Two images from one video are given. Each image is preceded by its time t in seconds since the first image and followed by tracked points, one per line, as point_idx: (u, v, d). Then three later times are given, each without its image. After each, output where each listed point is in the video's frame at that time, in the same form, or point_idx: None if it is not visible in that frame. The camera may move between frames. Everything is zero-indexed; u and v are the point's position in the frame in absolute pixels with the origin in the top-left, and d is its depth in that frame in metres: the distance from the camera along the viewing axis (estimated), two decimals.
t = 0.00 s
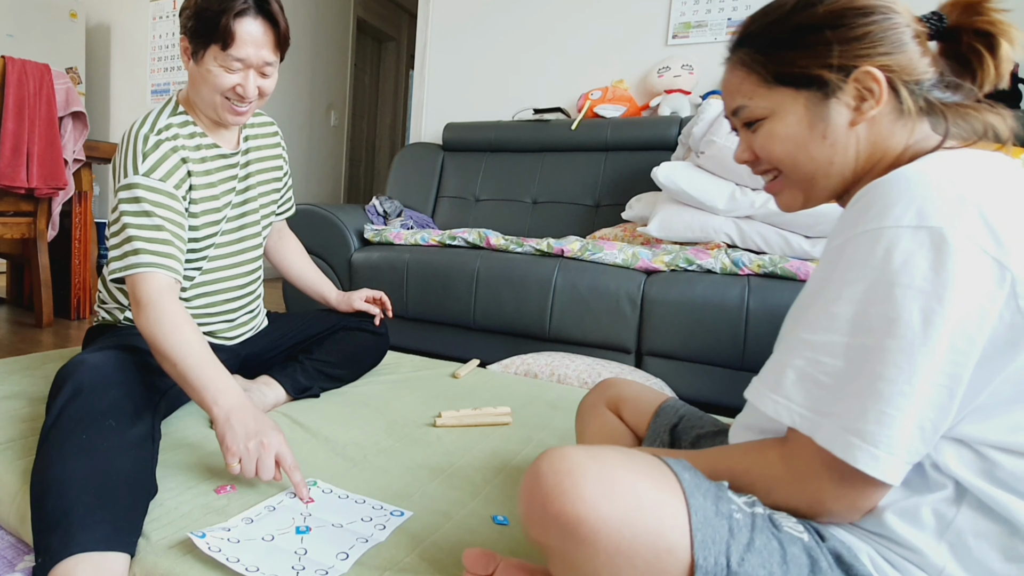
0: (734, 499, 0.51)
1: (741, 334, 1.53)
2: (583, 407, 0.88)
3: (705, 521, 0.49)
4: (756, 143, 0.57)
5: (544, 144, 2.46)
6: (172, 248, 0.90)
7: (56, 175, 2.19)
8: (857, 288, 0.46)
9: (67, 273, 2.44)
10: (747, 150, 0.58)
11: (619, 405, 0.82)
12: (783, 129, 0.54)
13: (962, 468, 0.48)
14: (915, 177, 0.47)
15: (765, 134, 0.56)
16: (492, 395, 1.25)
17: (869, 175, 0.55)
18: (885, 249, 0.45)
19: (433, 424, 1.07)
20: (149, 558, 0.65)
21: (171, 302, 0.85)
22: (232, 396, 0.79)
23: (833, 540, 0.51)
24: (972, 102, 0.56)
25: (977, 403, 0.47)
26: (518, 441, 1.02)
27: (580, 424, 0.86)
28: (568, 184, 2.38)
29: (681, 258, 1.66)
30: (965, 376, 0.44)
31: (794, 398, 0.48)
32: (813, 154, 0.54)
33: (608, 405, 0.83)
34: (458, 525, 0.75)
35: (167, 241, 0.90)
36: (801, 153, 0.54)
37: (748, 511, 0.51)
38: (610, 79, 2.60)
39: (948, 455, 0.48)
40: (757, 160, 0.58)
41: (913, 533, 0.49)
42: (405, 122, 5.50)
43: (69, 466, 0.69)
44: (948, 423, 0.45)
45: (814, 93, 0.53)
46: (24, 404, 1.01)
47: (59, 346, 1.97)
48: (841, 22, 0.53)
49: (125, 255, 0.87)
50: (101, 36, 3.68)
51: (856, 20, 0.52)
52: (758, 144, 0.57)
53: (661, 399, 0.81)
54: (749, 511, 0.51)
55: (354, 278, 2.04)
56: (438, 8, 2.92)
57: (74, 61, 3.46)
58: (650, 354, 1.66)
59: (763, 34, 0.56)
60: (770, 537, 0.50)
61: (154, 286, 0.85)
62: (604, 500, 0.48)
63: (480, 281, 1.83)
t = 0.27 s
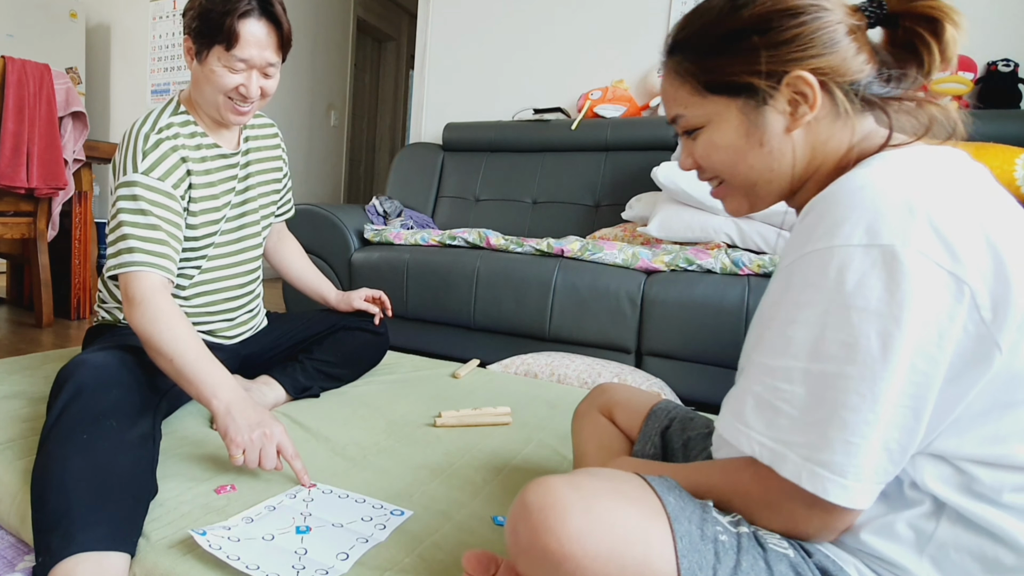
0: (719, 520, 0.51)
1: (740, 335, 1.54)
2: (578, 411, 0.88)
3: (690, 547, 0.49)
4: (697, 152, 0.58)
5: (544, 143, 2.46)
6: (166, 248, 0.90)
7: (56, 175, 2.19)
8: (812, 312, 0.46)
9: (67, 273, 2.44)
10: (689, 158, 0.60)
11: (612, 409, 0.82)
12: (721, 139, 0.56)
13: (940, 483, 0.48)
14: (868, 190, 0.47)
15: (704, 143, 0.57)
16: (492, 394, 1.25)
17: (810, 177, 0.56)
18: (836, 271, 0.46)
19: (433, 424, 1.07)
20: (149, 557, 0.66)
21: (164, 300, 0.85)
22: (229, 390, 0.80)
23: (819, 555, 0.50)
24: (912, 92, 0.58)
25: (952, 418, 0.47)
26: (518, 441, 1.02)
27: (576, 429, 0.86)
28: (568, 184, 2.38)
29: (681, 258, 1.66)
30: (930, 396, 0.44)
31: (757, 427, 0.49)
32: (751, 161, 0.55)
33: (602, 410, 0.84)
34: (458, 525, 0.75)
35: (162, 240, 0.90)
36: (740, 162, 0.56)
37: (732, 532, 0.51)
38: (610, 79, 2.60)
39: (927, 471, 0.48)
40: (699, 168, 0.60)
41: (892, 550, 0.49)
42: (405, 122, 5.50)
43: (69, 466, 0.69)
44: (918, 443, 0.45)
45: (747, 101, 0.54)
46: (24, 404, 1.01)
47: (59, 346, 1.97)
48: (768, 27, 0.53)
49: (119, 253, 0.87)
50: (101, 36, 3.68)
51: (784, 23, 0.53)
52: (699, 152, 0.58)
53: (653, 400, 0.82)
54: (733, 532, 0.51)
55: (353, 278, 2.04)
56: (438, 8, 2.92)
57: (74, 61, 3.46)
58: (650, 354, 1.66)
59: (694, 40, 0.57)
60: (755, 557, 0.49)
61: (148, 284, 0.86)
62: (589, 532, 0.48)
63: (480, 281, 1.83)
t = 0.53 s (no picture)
0: (715, 529, 0.51)
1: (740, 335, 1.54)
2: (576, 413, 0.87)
3: (687, 558, 0.49)
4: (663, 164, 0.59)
5: (544, 143, 2.46)
6: (161, 249, 0.90)
7: (56, 175, 2.19)
8: (787, 330, 0.45)
9: (67, 273, 2.44)
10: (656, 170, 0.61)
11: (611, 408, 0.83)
12: (683, 151, 0.57)
13: (931, 493, 0.48)
14: (844, 203, 0.46)
15: (669, 155, 0.58)
16: (492, 394, 1.25)
17: (777, 183, 0.56)
18: (812, 288, 0.45)
19: (433, 424, 1.07)
20: (149, 558, 0.66)
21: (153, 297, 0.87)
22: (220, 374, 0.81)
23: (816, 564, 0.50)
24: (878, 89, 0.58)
25: (940, 429, 0.47)
26: (518, 441, 1.02)
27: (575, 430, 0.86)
28: (568, 183, 2.38)
29: (681, 258, 1.67)
30: (915, 410, 0.44)
31: (731, 447, 0.47)
32: (716, 173, 0.56)
33: (600, 412, 0.83)
34: (458, 525, 0.75)
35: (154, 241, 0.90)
36: (705, 173, 0.56)
37: (730, 541, 0.51)
38: (610, 79, 2.60)
39: (918, 483, 0.48)
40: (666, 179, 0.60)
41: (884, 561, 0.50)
42: (405, 121, 5.50)
43: (69, 468, 0.69)
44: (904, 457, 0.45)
45: (706, 115, 0.54)
46: (24, 404, 1.01)
47: (60, 346, 1.97)
48: (724, 37, 0.53)
49: (109, 253, 0.87)
50: (101, 36, 3.68)
51: (739, 32, 0.53)
52: (665, 164, 0.59)
53: (650, 400, 0.82)
54: (730, 542, 0.51)
55: (354, 278, 2.04)
56: (438, 8, 2.92)
57: (74, 61, 3.46)
58: (650, 354, 1.66)
59: (653, 53, 0.57)
60: (753, 567, 0.49)
61: (138, 285, 0.86)
62: (586, 542, 0.48)
63: (480, 281, 1.84)
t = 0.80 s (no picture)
0: (715, 530, 0.51)
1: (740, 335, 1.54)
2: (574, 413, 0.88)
3: (687, 558, 0.49)
4: (648, 169, 0.59)
5: (544, 143, 2.46)
6: (145, 246, 0.92)
7: (56, 175, 2.19)
8: (779, 334, 0.45)
9: (67, 273, 2.44)
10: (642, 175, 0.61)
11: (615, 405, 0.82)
12: (668, 158, 0.57)
13: (928, 492, 0.48)
14: (831, 206, 0.46)
15: (654, 161, 0.58)
16: (492, 394, 1.25)
17: (763, 187, 0.57)
18: (803, 291, 0.45)
19: (433, 424, 1.07)
20: (149, 557, 0.66)
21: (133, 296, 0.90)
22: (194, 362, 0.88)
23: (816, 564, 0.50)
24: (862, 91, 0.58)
25: (934, 428, 0.47)
26: (518, 441, 1.02)
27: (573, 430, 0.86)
28: (568, 184, 2.38)
29: (681, 258, 1.67)
30: (908, 411, 0.44)
31: (726, 451, 0.47)
32: (701, 178, 0.56)
33: (598, 412, 0.83)
34: (458, 525, 0.75)
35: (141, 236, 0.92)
36: (690, 179, 0.57)
37: (730, 542, 0.51)
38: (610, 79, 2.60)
39: (915, 483, 0.48)
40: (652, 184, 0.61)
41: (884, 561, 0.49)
42: (405, 121, 5.50)
43: (67, 467, 0.69)
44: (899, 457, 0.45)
45: (691, 121, 0.54)
46: (23, 404, 1.01)
47: (60, 346, 1.97)
48: (707, 44, 0.53)
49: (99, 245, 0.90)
50: (101, 36, 3.68)
51: (723, 39, 0.53)
52: (650, 170, 0.59)
53: (650, 399, 0.82)
54: (731, 542, 0.51)
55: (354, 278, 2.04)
56: (438, 8, 2.92)
57: (74, 61, 3.46)
58: (650, 355, 1.66)
59: (636, 59, 0.57)
60: (753, 567, 0.49)
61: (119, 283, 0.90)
62: (586, 543, 0.48)
63: (480, 281, 1.83)
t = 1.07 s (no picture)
0: (712, 524, 0.51)
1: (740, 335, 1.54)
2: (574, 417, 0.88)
3: (684, 552, 0.49)
4: (641, 169, 0.59)
5: (544, 143, 2.46)
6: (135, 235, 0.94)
7: (56, 175, 2.19)
8: (775, 325, 0.45)
9: (67, 273, 2.44)
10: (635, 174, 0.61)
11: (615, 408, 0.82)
12: (660, 157, 0.57)
13: (922, 484, 0.48)
14: (824, 198, 0.46)
15: (646, 161, 0.58)
16: (492, 394, 1.25)
17: (753, 187, 0.57)
18: (798, 283, 0.45)
19: (432, 424, 1.07)
20: (149, 557, 0.65)
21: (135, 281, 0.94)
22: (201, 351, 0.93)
23: (812, 556, 0.50)
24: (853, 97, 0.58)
25: (926, 419, 0.47)
26: (518, 441, 1.02)
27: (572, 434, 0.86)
28: (568, 184, 2.38)
29: (681, 258, 1.67)
30: (901, 401, 0.44)
31: (724, 443, 0.47)
32: (691, 178, 0.56)
33: (597, 415, 0.84)
34: (458, 525, 0.75)
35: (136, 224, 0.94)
36: (680, 179, 0.57)
37: (727, 536, 0.51)
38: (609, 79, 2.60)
39: (909, 475, 0.48)
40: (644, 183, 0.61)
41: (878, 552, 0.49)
42: (405, 122, 5.50)
43: (67, 467, 0.69)
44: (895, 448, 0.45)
45: (682, 122, 0.54)
46: (23, 404, 1.00)
47: (60, 346, 1.97)
48: (699, 46, 0.53)
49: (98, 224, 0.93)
50: (101, 36, 3.68)
51: (714, 41, 0.53)
52: (643, 169, 0.59)
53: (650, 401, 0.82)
54: (728, 536, 0.51)
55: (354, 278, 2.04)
56: (438, 9, 2.92)
57: (74, 61, 3.46)
58: (650, 355, 1.66)
59: (630, 60, 0.57)
60: (750, 561, 0.49)
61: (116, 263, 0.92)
62: (583, 539, 0.48)
63: (480, 281, 1.83)
